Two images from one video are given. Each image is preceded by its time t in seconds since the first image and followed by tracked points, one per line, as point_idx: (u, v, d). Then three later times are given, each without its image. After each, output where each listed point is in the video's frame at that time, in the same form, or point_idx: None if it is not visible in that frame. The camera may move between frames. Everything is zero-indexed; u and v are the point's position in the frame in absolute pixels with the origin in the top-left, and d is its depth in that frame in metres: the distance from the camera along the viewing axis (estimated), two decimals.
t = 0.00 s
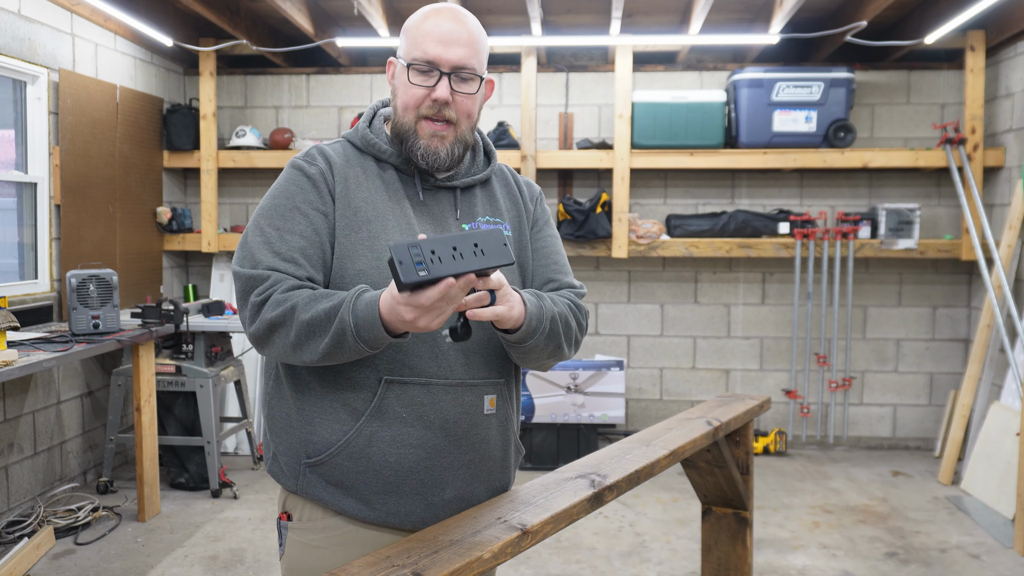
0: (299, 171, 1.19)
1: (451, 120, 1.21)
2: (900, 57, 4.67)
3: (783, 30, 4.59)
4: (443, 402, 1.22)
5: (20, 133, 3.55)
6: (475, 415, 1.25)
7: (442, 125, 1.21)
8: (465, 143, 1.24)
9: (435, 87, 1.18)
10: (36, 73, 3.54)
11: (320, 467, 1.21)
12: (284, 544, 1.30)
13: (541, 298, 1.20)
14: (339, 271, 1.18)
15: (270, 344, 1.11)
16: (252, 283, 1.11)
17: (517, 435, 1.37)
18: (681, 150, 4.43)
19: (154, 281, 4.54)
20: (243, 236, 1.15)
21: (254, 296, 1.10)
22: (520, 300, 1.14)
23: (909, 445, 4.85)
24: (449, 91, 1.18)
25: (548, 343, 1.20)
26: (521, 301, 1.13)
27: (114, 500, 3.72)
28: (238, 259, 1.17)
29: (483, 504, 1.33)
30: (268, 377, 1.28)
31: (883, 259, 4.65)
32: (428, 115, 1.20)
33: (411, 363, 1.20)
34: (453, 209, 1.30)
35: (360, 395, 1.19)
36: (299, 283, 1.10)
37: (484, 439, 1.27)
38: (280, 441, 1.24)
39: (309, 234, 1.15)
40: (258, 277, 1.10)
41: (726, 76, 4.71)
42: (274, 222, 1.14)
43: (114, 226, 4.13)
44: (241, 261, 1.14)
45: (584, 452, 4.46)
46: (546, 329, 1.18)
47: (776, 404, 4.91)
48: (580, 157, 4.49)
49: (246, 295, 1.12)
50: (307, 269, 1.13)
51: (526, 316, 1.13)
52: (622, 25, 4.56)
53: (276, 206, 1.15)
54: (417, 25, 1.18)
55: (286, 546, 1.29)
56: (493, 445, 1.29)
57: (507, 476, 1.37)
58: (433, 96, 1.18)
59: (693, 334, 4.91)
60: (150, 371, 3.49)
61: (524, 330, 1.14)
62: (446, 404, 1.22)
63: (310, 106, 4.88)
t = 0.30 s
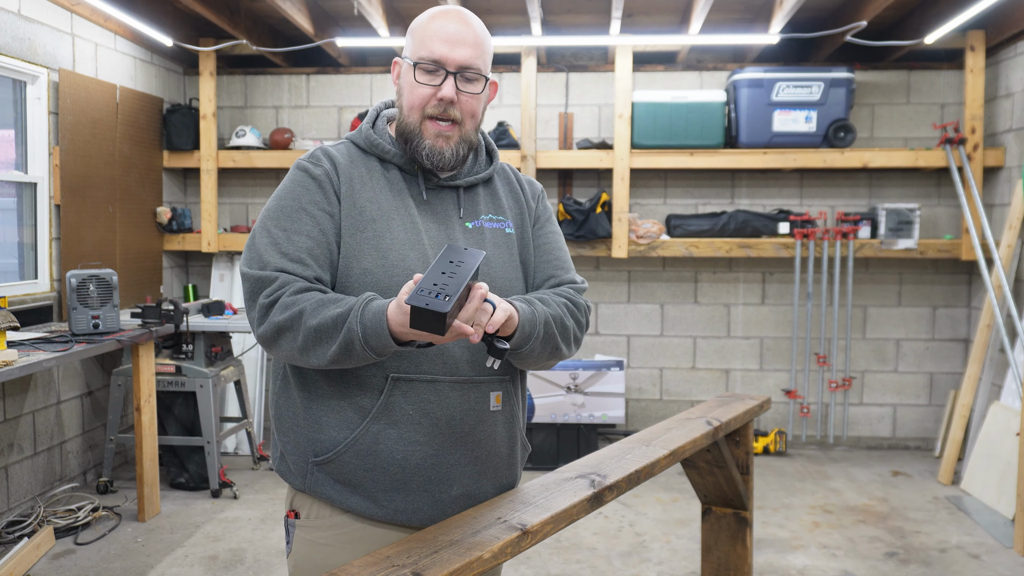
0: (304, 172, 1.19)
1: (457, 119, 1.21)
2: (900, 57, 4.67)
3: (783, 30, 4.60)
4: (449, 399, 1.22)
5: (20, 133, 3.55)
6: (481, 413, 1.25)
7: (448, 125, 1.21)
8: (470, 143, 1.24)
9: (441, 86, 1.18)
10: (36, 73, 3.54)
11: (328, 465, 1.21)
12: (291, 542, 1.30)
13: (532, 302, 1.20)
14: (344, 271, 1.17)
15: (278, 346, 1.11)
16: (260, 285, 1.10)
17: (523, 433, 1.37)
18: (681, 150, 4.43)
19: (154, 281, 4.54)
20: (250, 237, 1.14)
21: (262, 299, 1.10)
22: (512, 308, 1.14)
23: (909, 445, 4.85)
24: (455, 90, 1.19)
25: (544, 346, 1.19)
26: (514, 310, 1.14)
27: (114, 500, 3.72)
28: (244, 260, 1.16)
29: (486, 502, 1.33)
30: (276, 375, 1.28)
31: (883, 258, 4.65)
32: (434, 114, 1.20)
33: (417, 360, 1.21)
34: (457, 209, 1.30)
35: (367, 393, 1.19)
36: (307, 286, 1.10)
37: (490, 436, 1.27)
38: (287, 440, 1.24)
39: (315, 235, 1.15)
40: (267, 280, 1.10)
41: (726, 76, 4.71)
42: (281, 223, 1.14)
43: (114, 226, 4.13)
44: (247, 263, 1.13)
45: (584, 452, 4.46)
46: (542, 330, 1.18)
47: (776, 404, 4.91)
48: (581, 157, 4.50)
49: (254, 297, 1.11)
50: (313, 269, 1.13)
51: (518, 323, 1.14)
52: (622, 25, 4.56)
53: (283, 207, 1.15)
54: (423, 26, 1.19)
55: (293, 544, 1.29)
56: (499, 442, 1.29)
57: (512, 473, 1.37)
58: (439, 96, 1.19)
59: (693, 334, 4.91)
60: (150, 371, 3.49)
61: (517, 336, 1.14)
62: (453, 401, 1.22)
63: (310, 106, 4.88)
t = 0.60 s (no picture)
0: (305, 171, 1.19)
1: (460, 119, 1.21)
2: (900, 57, 4.68)
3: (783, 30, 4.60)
4: (448, 398, 1.22)
5: (20, 133, 3.55)
6: (481, 411, 1.25)
7: (451, 124, 1.21)
8: (473, 141, 1.24)
9: (443, 86, 1.18)
10: (36, 72, 3.54)
11: (327, 464, 1.21)
12: (290, 541, 1.30)
13: (535, 312, 1.20)
14: (345, 269, 1.18)
15: (278, 342, 1.11)
16: (260, 281, 1.10)
17: (524, 433, 1.37)
18: (681, 150, 4.43)
19: (154, 281, 4.54)
20: (251, 236, 1.14)
21: (263, 294, 1.10)
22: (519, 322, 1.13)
23: (909, 445, 4.85)
24: (458, 90, 1.18)
25: (547, 357, 1.20)
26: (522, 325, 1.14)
27: (114, 500, 3.72)
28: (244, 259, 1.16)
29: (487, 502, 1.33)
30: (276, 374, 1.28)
31: (883, 258, 4.65)
32: (438, 114, 1.20)
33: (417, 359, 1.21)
34: (458, 208, 1.30)
35: (366, 392, 1.19)
36: (307, 281, 1.10)
37: (489, 436, 1.27)
38: (287, 439, 1.24)
39: (316, 233, 1.15)
40: (267, 275, 1.09)
41: (726, 76, 4.71)
42: (282, 221, 1.13)
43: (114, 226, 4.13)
44: (247, 260, 1.13)
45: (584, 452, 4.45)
46: (546, 341, 1.18)
47: (776, 404, 4.91)
48: (580, 157, 4.50)
49: (254, 292, 1.11)
50: (314, 267, 1.12)
51: (524, 335, 1.13)
52: (622, 25, 4.56)
53: (284, 205, 1.15)
54: (423, 27, 1.19)
55: (292, 543, 1.29)
56: (498, 442, 1.29)
57: (512, 473, 1.37)
58: (442, 96, 1.19)
59: (693, 334, 4.91)
60: (150, 371, 3.49)
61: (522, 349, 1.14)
62: (452, 400, 1.22)
63: (310, 106, 4.88)
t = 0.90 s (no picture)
0: (304, 171, 1.19)
1: (455, 125, 1.22)
2: (900, 57, 4.67)
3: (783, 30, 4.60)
4: (446, 399, 1.22)
5: (20, 133, 3.55)
6: (478, 412, 1.25)
7: (447, 130, 1.22)
8: (469, 146, 1.25)
9: (441, 92, 1.18)
10: (36, 73, 3.54)
11: (323, 464, 1.21)
12: (288, 541, 1.30)
13: (545, 344, 1.18)
14: (343, 270, 1.18)
15: (270, 342, 1.11)
16: (257, 281, 1.10)
17: (522, 436, 1.37)
18: (681, 150, 4.43)
19: (154, 281, 4.54)
20: (249, 235, 1.14)
21: (257, 294, 1.10)
22: (523, 355, 1.12)
23: (909, 445, 4.85)
24: (454, 97, 1.19)
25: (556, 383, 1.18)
26: (523, 358, 1.11)
27: (114, 500, 3.72)
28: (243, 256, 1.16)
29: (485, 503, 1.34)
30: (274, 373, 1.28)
31: (883, 258, 4.65)
32: (434, 120, 1.20)
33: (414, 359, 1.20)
34: (457, 209, 1.30)
35: (364, 392, 1.19)
36: (302, 283, 1.10)
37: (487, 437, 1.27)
38: (284, 439, 1.24)
39: (313, 233, 1.15)
40: (263, 275, 1.09)
41: (726, 76, 4.71)
42: (280, 220, 1.13)
43: (114, 226, 4.13)
44: (245, 259, 1.13)
45: (584, 452, 4.45)
46: (555, 374, 1.17)
47: (776, 404, 4.91)
48: (580, 157, 4.50)
49: (249, 292, 1.11)
50: (311, 267, 1.12)
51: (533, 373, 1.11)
52: (622, 25, 4.56)
53: (282, 205, 1.15)
54: (423, 30, 1.17)
55: (290, 542, 1.30)
56: (496, 443, 1.29)
57: (510, 474, 1.37)
58: (438, 102, 1.19)
59: (693, 334, 4.91)
60: (150, 371, 3.49)
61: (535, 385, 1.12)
62: (449, 401, 1.22)
63: (310, 106, 4.88)
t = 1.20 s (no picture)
0: (305, 171, 1.19)
1: (458, 126, 1.21)
2: (900, 57, 4.68)
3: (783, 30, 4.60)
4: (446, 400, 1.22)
5: (20, 133, 3.55)
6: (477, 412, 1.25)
7: (450, 131, 1.22)
8: (471, 147, 1.25)
9: (443, 93, 1.18)
10: (36, 73, 3.54)
11: (323, 465, 1.21)
12: (288, 540, 1.30)
13: (525, 358, 1.18)
14: (343, 270, 1.18)
15: (269, 345, 1.11)
16: (258, 282, 1.10)
17: (522, 437, 1.37)
18: (680, 150, 4.43)
19: (154, 280, 4.54)
20: (250, 236, 1.14)
21: (258, 296, 1.10)
22: (493, 364, 1.13)
23: (909, 445, 4.85)
24: (457, 98, 1.18)
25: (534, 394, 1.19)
26: (493, 366, 1.13)
27: (114, 500, 3.72)
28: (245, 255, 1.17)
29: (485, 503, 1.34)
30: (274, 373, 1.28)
31: (883, 258, 4.65)
32: (436, 121, 1.20)
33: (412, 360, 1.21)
34: (457, 211, 1.29)
35: (363, 393, 1.19)
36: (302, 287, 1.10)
37: (486, 438, 1.27)
38: (284, 439, 1.24)
39: (314, 234, 1.15)
40: (264, 278, 1.10)
41: (726, 76, 4.71)
42: (281, 221, 1.13)
43: (114, 226, 4.13)
44: (247, 259, 1.13)
45: (584, 452, 4.45)
46: (530, 389, 1.17)
47: (776, 404, 4.91)
48: (580, 157, 4.50)
49: (249, 294, 1.12)
50: (311, 268, 1.13)
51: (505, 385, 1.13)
52: (622, 25, 4.56)
53: (283, 206, 1.15)
54: (427, 29, 1.17)
55: (289, 542, 1.30)
56: (496, 444, 1.29)
57: (510, 475, 1.37)
58: (440, 103, 1.19)
59: (693, 334, 4.90)
60: (150, 371, 3.49)
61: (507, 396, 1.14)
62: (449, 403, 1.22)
63: (310, 106, 4.88)
